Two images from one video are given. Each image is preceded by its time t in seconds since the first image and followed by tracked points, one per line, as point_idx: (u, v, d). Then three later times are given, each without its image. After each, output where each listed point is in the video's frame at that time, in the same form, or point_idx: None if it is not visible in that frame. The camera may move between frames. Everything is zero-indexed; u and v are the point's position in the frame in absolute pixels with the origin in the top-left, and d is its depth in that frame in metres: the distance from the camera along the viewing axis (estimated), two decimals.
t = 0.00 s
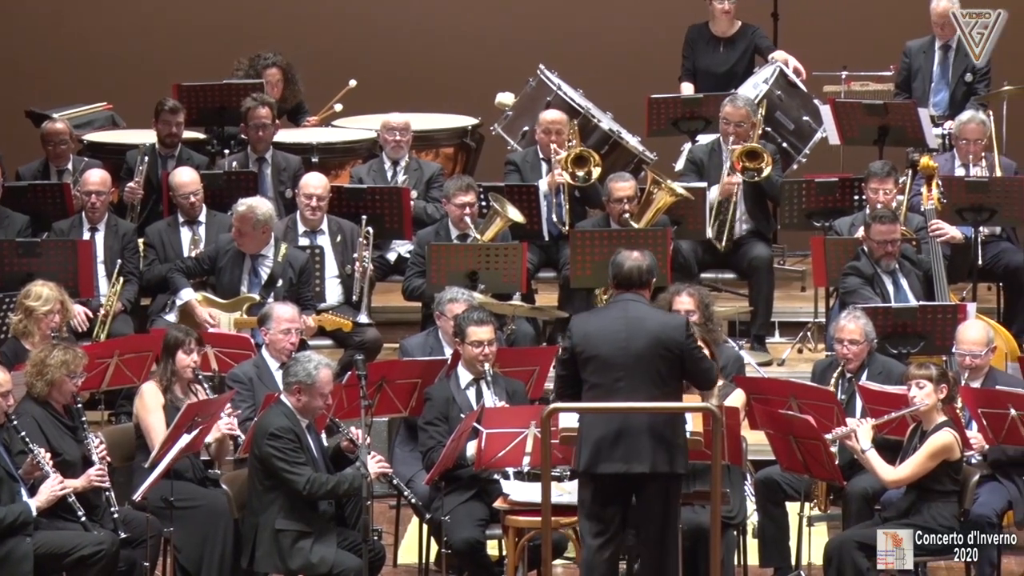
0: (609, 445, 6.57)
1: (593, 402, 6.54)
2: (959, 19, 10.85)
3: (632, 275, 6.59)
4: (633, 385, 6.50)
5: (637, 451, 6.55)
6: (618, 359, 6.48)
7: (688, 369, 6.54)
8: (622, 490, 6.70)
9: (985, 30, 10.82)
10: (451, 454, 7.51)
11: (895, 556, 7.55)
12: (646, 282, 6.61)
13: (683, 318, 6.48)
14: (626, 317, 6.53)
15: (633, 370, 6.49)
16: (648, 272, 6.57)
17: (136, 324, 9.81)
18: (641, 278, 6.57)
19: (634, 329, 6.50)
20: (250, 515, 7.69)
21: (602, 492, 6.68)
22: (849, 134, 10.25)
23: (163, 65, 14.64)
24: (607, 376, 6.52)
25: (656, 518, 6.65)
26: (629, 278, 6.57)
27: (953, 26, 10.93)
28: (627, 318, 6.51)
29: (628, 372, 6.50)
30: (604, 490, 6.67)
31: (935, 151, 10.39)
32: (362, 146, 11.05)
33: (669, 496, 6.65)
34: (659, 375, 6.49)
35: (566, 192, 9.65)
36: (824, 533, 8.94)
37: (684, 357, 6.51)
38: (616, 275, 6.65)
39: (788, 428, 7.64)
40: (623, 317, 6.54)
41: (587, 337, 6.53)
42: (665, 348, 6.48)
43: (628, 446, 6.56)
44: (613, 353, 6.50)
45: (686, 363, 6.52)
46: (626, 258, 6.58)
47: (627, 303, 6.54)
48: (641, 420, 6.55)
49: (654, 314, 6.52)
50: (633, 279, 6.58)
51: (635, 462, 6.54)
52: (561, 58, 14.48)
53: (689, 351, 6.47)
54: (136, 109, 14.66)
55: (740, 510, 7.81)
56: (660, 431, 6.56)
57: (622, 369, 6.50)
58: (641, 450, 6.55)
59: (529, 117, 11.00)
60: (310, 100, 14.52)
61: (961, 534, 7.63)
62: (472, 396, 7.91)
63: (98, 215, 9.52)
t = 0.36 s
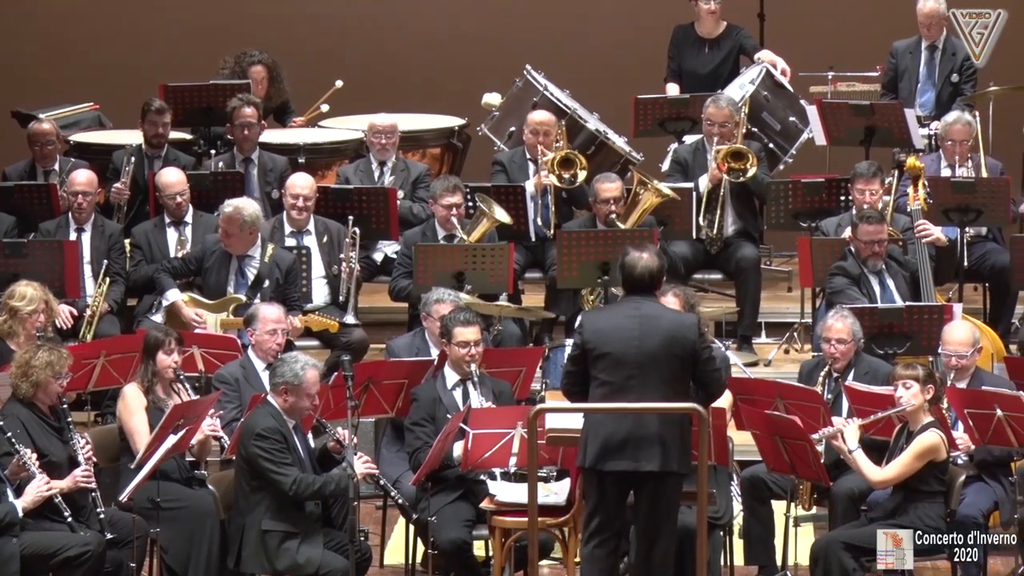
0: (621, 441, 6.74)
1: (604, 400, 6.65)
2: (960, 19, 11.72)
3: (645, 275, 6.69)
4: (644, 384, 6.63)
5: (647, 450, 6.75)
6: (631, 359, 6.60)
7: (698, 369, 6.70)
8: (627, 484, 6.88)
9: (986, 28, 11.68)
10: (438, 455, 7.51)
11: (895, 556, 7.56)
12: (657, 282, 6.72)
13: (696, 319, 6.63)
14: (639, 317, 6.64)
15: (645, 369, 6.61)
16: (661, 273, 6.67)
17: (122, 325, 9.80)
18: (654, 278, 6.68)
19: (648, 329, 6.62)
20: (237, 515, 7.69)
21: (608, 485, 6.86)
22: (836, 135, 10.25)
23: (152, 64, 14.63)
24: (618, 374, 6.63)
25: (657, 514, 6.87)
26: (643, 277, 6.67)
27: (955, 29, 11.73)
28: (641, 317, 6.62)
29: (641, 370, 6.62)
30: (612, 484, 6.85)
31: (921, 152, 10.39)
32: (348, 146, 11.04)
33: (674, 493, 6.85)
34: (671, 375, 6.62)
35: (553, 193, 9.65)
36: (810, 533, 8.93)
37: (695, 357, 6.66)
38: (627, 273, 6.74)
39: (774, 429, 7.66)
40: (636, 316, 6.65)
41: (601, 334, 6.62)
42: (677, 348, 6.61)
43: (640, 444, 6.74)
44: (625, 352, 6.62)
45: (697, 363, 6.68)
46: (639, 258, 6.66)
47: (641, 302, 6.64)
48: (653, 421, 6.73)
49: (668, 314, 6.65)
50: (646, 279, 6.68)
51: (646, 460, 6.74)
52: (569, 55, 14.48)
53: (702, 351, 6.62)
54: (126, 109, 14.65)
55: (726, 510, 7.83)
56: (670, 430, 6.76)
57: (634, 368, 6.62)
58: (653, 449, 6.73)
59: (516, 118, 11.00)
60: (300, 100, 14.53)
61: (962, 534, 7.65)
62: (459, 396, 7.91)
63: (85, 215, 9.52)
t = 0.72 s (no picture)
0: (607, 441, 6.74)
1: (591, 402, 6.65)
2: (961, 19, 12.23)
3: (629, 275, 6.66)
4: (632, 384, 6.63)
5: (633, 451, 6.75)
6: (619, 361, 6.59)
7: (685, 370, 6.69)
8: (614, 484, 6.88)
9: (984, 29, 12.20)
10: (425, 455, 7.52)
11: (894, 556, 7.52)
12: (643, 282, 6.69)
13: (683, 318, 6.62)
14: (626, 318, 6.63)
15: (633, 371, 6.60)
16: (646, 274, 6.64)
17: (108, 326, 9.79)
18: (639, 278, 6.65)
19: (635, 331, 6.61)
20: (224, 516, 7.69)
21: (595, 485, 6.87)
22: (821, 135, 10.23)
23: (141, 64, 14.62)
24: (605, 376, 6.62)
25: (642, 517, 6.86)
26: (628, 277, 6.64)
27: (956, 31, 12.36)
28: (627, 318, 6.61)
29: (628, 372, 6.62)
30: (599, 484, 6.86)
31: (907, 152, 10.39)
32: (334, 146, 11.03)
33: (660, 495, 6.84)
34: (657, 376, 6.62)
35: (540, 196, 9.66)
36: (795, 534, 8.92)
37: (682, 358, 6.66)
38: (611, 274, 6.71)
39: (760, 429, 7.67)
40: (623, 318, 6.63)
41: (588, 336, 6.60)
42: (664, 350, 6.61)
43: (625, 446, 6.74)
44: (613, 354, 6.60)
45: (683, 364, 6.67)
46: (625, 259, 6.62)
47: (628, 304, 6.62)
48: (639, 422, 6.73)
49: (654, 316, 6.64)
50: (632, 280, 6.65)
51: (632, 461, 6.74)
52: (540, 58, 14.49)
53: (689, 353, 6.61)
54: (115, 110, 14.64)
55: (713, 511, 7.82)
56: (656, 432, 6.75)
57: (622, 370, 6.61)
58: (638, 449, 6.73)
59: (502, 118, 10.98)
60: (289, 100, 14.51)
61: (963, 535, 7.58)
62: (445, 397, 7.91)
63: (71, 216, 9.51)
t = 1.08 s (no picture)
0: (582, 441, 6.76)
1: (564, 402, 6.71)
2: (961, 19, 12.32)
3: (603, 275, 6.71)
4: (605, 384, 6.67)
5: (606, 450, 6.76)
6: (593, 362, 6.63)
7: (659, 369, 6.71)
8: (591, 483, 6.89)
9: (984, 29, 12.28)
10: (405, 455, 7.53)
11: (895, 556, 7.55)
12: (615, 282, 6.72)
13: (656, 318, 6.65)
14: (599, 319, 6.66)
15: (607, 372, 6.64)
16: (619, 274, 6.68)
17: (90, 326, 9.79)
18: (613, 278, 6.70)
19: (608, 331, 6.65)
20: (205, 516, 7.68)
21: (572, 485, 6.88)
22: (802, 135, 10.22)
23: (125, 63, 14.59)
24: (578, 376, 6.66)
25: (619, 517, 6.87)
26: (602, 278, 6.69)
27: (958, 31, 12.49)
28: (600, 319, 6.65)
29: (602, 373, 6.65)
30: (576, 484, 6.87)
31: (889, 152, 10.38)
32: (316, 146, 11.01)
33: (637, 495, 6.85)
34: (630, 375, 6.66)
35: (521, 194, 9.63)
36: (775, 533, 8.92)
37: (656, 358, 6.68)
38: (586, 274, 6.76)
39: (742, 429, 7.68)
40: (596, 319, 6.67)
41: (562, 337, 6.64)
42: (638, 350, 6.64)
43: (599, 446, 6.75)
44: (586, 355, 6.64)
45: (657, 364, 6.69)
46: (597, 259, 6.66)
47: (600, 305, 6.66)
48: (613, 422, 6.75)
49: (628, 316, 6.67)
50: (604, 280, 6.68)
51: (605, 461, 6.75)
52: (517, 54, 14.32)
53: (663, 353, 6.64)
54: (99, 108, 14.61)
55: (693, 510, 7.83)
56: (630, 432, 6.77)
57: (596, 370, 6.65)
58: (612, 449, 6.75)
59: (484, 119, 10.95)
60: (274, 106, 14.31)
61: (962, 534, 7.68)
62: (426, 397, 7.91)
63: (52, 215, 9.50)
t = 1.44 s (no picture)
0: (553, 442, 6.76)
1: (533, 401, 6.73)
2: (961, 19, 12.51)
3: (574, 275, 6.73)
4: (575, 384, 6.68)
5: (576, 450, 6.76)
6: (561, 361, 6.64)
7: (629, 369, 6.72)
8: (563, 483, 6.89)
9: (983, 29, 12.47)
10: (380, 455, 7.54)
11: (896, 555, 7.51)
12: (586, 282, 6.75)
13: (625, 320, 6.65)
14: (569, 319, 6.68)
15: (575, 372, 6.66)
16: (590, 274, 6.70)
17: (64, 325, 9.77)
18: (584, 278, 6.72)
19: (578, 332, 6.67)
20: (179, 516, 7.68)
21: (544, 486, 6.88)
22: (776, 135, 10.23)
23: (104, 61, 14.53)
24: (547, 376, 6.68)
25: (591, 518, 6.88)
26: (572, 278, 6.71)
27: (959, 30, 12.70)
28: (569, 320, 6.67)
29: (571, 373, 6.66)
30: (548, 484, 6.87)
31: (862, 152, 10.39)
32: (291, 146, 10.99)
33: (609, 494, 6.85)
34: (599, 375, 6.67)
35: (496, 193, 9.58)
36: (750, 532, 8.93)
37: (625, 358, 6.70)
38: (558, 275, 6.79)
39: (715, 428, 7.69)
40: (566, 319, 6.69)
41: (531, 337, 6.67)
42: (607, 350, 6.66)
43: (568, 446, 6.76)
44: (555, 355, 6.66)
45: (627, 364, 6.71)
46: (568, 258, 6.69)
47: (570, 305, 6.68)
48: (583, 422, 6.75)
49: (597, 316, 6.69)
50: (575, 280, 6.71)
51: (574, 462, 6.75)
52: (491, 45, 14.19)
53: (632, 353, 6.65)
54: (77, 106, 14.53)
55: (668, 510, 7.84)
56: (601, 431, 6.77)
57: (565, 371, 6.66)
58: (582, 449, 6.75)
59: (458, 118, 10.93)
60: (268, 101, 14.17)
61: (961, 536, 7.67)
62: (400, 397, 7.91)
63: (26, 215, 9.47)
